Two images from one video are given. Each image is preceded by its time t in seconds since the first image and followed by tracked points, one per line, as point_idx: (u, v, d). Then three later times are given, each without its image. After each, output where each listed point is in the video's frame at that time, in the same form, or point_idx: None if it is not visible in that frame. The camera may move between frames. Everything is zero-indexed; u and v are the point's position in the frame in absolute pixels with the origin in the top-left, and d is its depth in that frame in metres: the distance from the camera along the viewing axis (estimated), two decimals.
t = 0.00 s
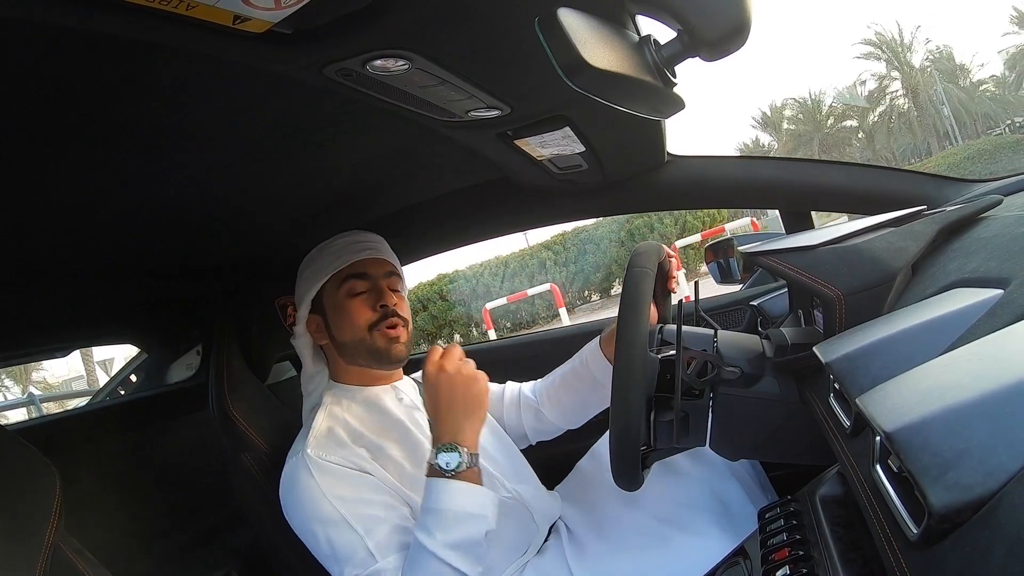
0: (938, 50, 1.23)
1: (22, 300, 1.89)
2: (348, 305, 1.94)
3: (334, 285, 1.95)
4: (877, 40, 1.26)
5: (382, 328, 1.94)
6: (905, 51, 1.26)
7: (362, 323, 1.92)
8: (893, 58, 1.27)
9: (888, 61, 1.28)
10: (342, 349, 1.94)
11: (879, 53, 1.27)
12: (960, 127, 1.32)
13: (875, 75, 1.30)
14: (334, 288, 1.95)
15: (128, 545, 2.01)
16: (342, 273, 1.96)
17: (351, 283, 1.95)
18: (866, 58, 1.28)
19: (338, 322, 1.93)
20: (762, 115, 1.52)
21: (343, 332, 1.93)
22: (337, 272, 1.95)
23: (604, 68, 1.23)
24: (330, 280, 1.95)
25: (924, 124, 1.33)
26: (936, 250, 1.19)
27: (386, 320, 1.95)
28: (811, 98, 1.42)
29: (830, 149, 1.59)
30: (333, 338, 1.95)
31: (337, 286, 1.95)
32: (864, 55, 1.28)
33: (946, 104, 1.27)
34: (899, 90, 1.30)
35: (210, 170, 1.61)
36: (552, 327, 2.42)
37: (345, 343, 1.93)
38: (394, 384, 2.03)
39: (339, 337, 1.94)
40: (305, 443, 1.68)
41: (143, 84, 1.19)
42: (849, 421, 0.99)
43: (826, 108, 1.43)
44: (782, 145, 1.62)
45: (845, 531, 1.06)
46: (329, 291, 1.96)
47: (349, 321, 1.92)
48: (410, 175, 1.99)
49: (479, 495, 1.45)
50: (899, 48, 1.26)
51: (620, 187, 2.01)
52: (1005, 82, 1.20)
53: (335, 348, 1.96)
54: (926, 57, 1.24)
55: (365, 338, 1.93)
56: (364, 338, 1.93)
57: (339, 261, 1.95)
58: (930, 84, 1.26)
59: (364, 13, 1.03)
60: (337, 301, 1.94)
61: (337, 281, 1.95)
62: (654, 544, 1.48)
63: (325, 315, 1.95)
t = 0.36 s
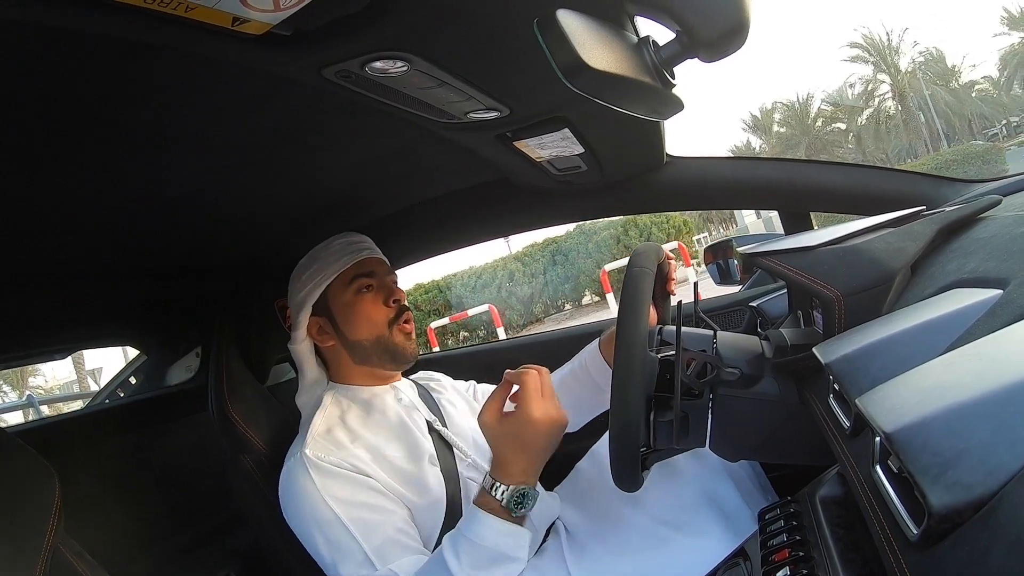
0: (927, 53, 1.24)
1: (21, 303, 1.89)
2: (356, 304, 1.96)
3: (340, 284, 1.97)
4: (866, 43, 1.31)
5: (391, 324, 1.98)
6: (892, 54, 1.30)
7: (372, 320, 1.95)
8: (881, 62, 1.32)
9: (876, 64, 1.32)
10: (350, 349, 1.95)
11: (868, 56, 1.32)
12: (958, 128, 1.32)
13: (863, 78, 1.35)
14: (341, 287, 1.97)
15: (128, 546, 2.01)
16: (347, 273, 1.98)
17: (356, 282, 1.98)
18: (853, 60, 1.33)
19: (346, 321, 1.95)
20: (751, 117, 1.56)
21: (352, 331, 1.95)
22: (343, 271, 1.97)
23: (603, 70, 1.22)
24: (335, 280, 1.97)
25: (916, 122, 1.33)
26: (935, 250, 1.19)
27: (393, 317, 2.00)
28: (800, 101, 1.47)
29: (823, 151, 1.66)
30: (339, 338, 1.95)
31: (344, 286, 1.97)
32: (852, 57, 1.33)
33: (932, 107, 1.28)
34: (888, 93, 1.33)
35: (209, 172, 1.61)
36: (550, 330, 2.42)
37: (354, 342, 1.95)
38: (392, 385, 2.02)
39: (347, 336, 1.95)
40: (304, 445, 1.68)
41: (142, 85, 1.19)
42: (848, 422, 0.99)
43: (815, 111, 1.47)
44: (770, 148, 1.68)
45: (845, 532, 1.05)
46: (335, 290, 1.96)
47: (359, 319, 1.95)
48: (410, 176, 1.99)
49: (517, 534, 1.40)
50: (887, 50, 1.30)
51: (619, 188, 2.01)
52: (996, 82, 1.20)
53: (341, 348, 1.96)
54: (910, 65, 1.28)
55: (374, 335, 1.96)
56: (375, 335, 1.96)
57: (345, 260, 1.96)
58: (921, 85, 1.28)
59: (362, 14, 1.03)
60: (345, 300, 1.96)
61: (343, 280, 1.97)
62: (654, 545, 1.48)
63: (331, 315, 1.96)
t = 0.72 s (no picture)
0: (915, 53, 1.29)
1: (19, 295, 1.89)
2: (348, 298, 1.97)
3: (332, 280, 1.97)
4: (851, 44, 1.32)
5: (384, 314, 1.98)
6: (877, 53, 1.32)
7: (365, 312, 1.96)
8: (865, 62, 1.34)
9: (862, 65, 1.34)
10: (346, 344, 1.95)
11: (852, 57, 1.33)
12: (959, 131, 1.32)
13: (849, 77, 1.37)
14: (332, 283, 1.98)
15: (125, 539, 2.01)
16: (338, 268, 1.98)
17: (347, 277, 1.99)
18: (839, 62, 1.34)
19: (339, 315, 1.95)
20: (740, 120, 1.56)
21: (346, 324, 1.95)
22: (334, 266, 1.97)
23: (603, 66, 1.23)
24: (326, 276, 1.97)
25: (913, 121, 1.38)
26: (934, 254, 1.19)
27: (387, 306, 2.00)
28: (786, 102, 1.48)
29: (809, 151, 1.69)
30: (334, 334, 1.95)
31: (336, 280, 1.98)
32: (836, 59, 1.34)
33: (918, 107, 1.34)
34: (873, 93, 1.38)
35: (208, 165, 1.60)
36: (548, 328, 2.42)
37: (349, 335, 1.95)
38: (389, 378, 2.02)
39: (342, 330, 1.95)
40: (296, 441, 1.68)
41: (142, 78, 1.19)
42: (845, 423, 1.00)
43: (802, 112, 1.50)
44: (757, 149, 1.69)
45: (839, 532, 1.06)
46: (327, 286, 1.98)
47: (352, 312, 1.95)
48: (410, 172, 1.99)
49: (507, 513, 1.40)
50: (872, 50, 1.32)
51: (619, 187, 2.01)
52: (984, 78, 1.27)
53: (336, 344, 1.95)
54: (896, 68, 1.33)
55: (370, 326, 1.96)
56: (370, 326, 1.96)
57: (335, 255, 1.97)
58: (920, 80, 1.31)
59: (364, 9, 1.02)
60: (338, 295, 1.97)
61: (334, 275, 1.98)
62: (649, 544, 1.48)
63: (324, 311, 1.96)
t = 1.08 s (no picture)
0: (903, 52, 1.34)
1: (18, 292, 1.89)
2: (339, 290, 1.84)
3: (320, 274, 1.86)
4: (834, 45, 1.39)
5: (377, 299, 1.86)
6: (862, 54, 1.38)
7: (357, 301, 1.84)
8: (850, 62, 1.39)
9: (846, 65, 1.40)
10: (345, 339, 1.87)
11: (836, 58, 1.39)
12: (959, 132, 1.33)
13: (833, 78, 1.42)
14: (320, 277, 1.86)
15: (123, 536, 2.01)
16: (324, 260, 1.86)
17: (335, 268, 1.85)
18: (823, 62, 1.40)
19: (332, 310, 1.84)
20: (728, 123, 1.61)
21: (341, 319, 1.84)
22: (320, 260, 1.86)
23: (604, 66, 1.23)
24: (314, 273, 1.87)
25: (901, 122, 1.40)
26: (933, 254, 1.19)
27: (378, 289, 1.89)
28: (772, 103, 1.54)
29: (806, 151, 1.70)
30: (331, 330, 1.86)
31: (325, 274, 1.86)
32: (821, 59, 1.40)
33: (906, 107, 1.37)
34: (858, 93, 1.41)
35: (208, 163, 1.60)
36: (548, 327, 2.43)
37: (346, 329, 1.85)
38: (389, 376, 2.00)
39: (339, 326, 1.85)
40: (300, 429, 1.68)
41: (142, 75, 1.18)
42: (843, 423, 1.00)
43: (788, 114, 1.54)
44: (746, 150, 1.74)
45: (838, 532, 1.06)
46: (316, 282, 1.86)
47: (345, 306, 1.83)
48: (410, 171, 1.99)
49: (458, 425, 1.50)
50: (856, 50, 1.38)
51: (619, 187, 2.01)
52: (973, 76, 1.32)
53: (336, 341, 1.88)
54: (880, 70, 1.37)
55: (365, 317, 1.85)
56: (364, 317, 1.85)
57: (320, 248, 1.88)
58: (906, 79, 1.34)
59: (365, 7, 1.02)
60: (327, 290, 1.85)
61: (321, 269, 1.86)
62: (647, 543, 1.48)
63: (317, 309, 1.85)
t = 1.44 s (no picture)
0: (892, 55, 1.30)
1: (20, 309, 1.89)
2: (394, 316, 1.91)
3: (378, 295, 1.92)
4: (817, 50, 1.35)
5: (428, 339, 1.92)
6: (845, 58, 1.35)
7: (411, 333, 1.90)
8: (832, 67, 1.36)
9: (828, 69, 1.37)
10: (377, 357, 1.92)
11: (819, 63, 1.36)
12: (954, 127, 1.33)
13: (816, 82, 1.39)
14: (379, 297, 1.92)
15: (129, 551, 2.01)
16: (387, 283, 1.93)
17: (398, 294, 1.94)
18: (806, 67, 1.37)
19: (382, 331, 1.90)
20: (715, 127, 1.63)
21: (386, 342, 1.90)
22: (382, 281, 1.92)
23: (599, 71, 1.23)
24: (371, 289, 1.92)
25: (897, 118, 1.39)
26: (933, 248, 1.20)
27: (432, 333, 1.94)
28: (757, 110, 1.53)
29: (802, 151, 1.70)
30: (369, 344, 1.92)
31: (383, 294, 1.92)
32: (804, 64, 1.37)
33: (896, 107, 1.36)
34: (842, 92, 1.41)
35: (207, 176, 1.61)
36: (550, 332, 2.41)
37: (383, 351, 1.90)
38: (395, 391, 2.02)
39: (379, 346, 1.91)
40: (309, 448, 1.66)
41: (139, 90, 1.19)
42: (849, 420, 0.99)
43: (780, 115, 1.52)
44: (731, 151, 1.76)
45: (847, 530, 1.05)
46: (372, 300, 1.92)
47: (394, 330, 1.90)
48: (409, 179, 1.99)
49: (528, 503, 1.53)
50: (838, 55, 1.34)
51: (617, 191, 2.02)
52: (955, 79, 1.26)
53: (369, 354, 1.93)
54: (864, 73, 1.35)
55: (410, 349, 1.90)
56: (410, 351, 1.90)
57: (386, 268, 1.92)
58: (894, 86, 1.33)
59: (360, 17, 1.03)
60: (383, 312, 1.91)
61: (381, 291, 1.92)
62: (655, 546, 1.48)
63: (365, 321, 1.92)
